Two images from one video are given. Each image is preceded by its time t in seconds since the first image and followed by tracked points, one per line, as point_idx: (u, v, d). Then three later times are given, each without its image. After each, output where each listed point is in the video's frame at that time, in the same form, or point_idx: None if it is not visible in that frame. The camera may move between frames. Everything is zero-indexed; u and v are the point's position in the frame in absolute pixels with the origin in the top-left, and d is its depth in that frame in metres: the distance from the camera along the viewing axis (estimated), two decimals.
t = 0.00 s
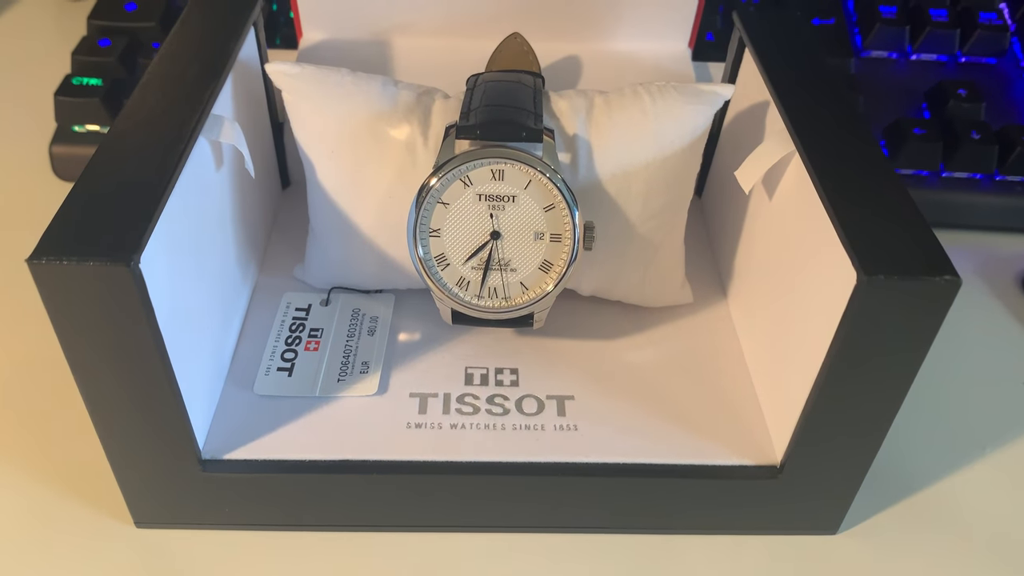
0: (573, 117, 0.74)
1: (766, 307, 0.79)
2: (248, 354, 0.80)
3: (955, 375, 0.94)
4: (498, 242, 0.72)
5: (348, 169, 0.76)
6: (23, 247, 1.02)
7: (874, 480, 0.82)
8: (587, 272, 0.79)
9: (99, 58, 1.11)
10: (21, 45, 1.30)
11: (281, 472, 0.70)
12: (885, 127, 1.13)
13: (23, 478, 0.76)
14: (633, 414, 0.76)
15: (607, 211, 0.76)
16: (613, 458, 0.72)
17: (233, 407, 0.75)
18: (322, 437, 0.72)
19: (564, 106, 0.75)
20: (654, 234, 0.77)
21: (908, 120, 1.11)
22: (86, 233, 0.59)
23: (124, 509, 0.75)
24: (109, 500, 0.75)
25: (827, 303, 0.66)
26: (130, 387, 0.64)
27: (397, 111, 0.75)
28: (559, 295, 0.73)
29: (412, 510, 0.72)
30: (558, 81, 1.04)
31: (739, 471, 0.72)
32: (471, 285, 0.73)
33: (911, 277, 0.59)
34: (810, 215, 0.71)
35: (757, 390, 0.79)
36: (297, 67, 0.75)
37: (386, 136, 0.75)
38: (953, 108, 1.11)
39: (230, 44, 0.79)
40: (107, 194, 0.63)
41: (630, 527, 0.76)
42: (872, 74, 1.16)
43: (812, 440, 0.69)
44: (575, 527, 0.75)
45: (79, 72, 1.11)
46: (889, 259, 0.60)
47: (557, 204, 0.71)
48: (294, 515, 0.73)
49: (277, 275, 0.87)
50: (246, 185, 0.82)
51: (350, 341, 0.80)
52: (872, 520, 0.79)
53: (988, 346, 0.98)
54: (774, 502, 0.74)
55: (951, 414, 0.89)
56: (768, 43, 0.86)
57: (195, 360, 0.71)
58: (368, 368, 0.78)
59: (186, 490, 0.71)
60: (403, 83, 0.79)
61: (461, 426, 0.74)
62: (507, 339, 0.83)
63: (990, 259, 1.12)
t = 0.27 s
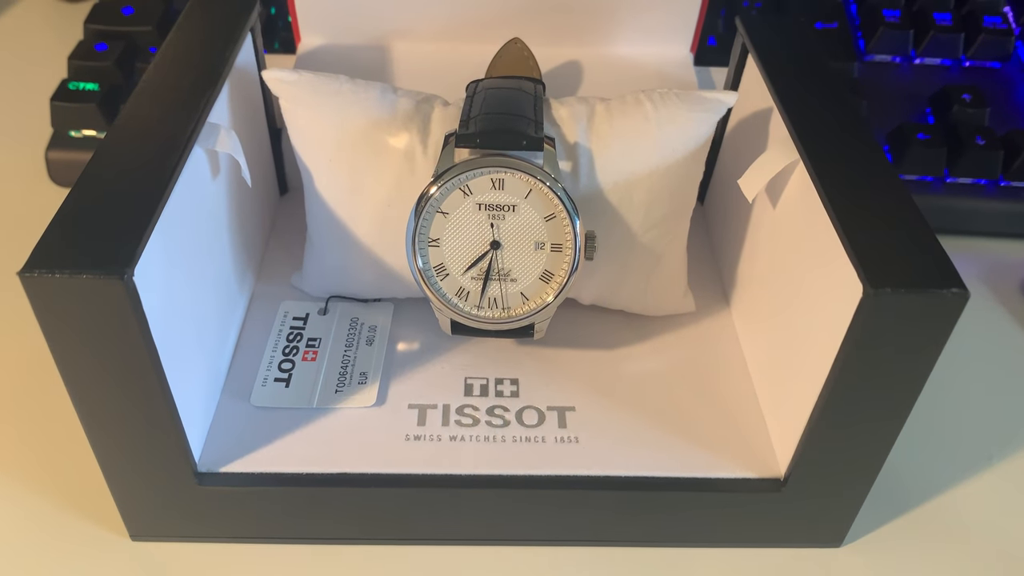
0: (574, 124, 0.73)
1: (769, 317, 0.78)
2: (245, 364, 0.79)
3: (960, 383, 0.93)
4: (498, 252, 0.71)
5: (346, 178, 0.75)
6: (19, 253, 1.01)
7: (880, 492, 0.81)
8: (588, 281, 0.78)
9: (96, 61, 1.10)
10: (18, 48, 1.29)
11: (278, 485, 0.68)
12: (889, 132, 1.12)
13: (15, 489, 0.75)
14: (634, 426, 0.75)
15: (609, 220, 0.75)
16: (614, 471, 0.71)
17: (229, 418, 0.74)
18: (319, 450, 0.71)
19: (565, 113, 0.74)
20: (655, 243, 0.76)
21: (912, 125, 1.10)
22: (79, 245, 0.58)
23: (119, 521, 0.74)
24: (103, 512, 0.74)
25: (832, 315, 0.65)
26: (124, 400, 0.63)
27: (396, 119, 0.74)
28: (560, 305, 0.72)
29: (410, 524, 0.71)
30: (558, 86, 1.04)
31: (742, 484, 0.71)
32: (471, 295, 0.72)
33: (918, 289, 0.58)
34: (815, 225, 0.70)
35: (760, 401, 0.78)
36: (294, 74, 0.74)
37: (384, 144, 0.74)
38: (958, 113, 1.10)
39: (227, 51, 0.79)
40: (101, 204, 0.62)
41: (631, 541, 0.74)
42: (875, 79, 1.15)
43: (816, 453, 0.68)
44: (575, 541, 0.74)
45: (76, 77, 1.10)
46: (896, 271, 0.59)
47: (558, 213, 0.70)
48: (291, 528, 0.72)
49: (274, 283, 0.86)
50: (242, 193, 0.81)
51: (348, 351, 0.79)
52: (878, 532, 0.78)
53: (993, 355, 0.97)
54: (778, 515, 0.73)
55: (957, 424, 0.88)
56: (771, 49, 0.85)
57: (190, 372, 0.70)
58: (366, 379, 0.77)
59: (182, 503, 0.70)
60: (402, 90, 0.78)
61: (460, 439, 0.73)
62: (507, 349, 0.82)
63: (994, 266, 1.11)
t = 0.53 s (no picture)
0: (575, 134, 0.72)
1: (773, 328, 0.77)
2: (241, 376, 0.78)
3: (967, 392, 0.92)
4: (498, 264, 0.70)
5: (343, 188, 0.74)
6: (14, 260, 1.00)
7: (890, 500, 0.79)
8: (589, 292, 0.77)
9: (92, 67, 1.09)
10: (13, 51, 1.28)
11: (274, 501, 0.67)
12: (893, 138, 1.11)
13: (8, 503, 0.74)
14: (636, 439, 0.74)
15: (610, 230, 0.74)
16: (615, 486, 0.70)
17: (225, 432, 0.73)
18: (317, 464, 0.70)
19: (566, 121, 0.73)
20: (657, 254, 0.75)
21: (917, 131, 1.09)
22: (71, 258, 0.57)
23: (113, 536, 0.73)
24: (96, 527, 0.73)
25: (837, 329, 0.64)
26: (117, 415, 0.62)
27: (394, 129, 0.73)
28: (561, 317, 0.71)
29: (409, 539, 0.70)
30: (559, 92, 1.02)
31: (746, 499, 0.70)
32: (470, 307, 0.70)
33: (927, 305, 0.57)
34: (821, 236, 0.69)
35: (764, 414, 0.77)
36: (291, 83, 0.73)
37: (382, 154, 0.72)
38: (962, 119, 1.09)
39: (223, 58, 0.77)
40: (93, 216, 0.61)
41: (633, 556, 0.73)
42: (879, 84, 1.13)
43: (822, 468, 0.67)
44: (576, 556, 0.73)
45: (71, 83, 1.09)
46: (903, 286, 0.58)
47: (559, 224, 0.68)
48: (287, 544, 0.71)
49: (271, 293, 0.85)
50: (239, 202, 0.80)
51: (345, 363, 0.78)
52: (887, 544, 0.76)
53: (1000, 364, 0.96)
54: (782, 530, 0.72)
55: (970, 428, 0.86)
56: (775, 56, 0.84)
57: (185, 386, 0.68)
58: (364, 392, 0.76)
59: (178, 519, 0.69)
60: (401, 98, 0.77)
61: (459, 453, 0.72)
62: (507, 360, 0.81)
63: (999, 273, 1.10)
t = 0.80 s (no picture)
0: (577, 142, 0.71)
1: (777, 338, 0.76)
2: (238, 387, 0.77)
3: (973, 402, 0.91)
4: (498, 275, 0.69)
5: (342, 197, 0.73)
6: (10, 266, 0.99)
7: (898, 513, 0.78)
8: (591, 303, 0.76)
9: (89, 72, 1.07)
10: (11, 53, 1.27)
11: (272, 515, 0.66)
12: (898, 144, 1.10)
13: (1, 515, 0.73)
14: (639, 451, 0.73)
15: (612, 241, 0.72)
16: (617, 500, 0.69)
17: (222, 444, 0.72)
18: (314, 477, 0.69)
19: (568, 130, 0.72)
20: (660, 264, 0.74)
21: (922, 137, 1.08)
22: (64, 271, 0.56)
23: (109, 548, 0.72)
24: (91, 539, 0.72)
25: (843, 342, 0.63)
26: (111, 429, 0.61)
27: (393, 137, 0.72)
28: (563, 329, 0.70)
29: (408, 553, 0.69)
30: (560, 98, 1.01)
31: (750, 513, 0.69)
32: (470, 318, 0.69)
33: (934, 319, 0.56)
34: (826, 247, 0.67)
35: (768, 426, 0.76)
36: (288, 91, 0.72)
37: (382, 163, 0.72)
38: (968, 124, 1.08)
39: (221, 65, 0.77)
40: (87, 228, 0.60)
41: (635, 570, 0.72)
42: (884, 89, 1.12)
43: (827, 483, 0.66)
44: (578, 569, 0.72)
45: (67, 87, 1.08)
46: (910, 300, 0.57)
47: (561, 235, 0.67)
48: (285, 558, 0.70)
49: (269, 302, 0.84)
50: (236, 211, 0.79)
51: (344, 374, 0.77)
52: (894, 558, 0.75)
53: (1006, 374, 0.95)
54: (786, 545, 0.71)
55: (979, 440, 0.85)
56: (779, 63, 0.83)
57: (181, 399, 0.67)
58: (363, 403, 0.75)
59: (174, 533, 0.68)
60: (400, 106, 0.76)
61: (459, 466, 0.70)
62: (508, 371, 0.80)
63: (1003, 281, 1.09)
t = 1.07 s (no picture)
0: (579, 153, 0.70)
1: (783, 351, 0.74)
2: (235, 401, 0.75)
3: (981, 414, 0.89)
4: (499, 289, 0.67)
5: (340, 208, 0.71)
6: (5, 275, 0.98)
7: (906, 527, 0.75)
8: (593, 316, 0.74)
9: (86, 78, 1.06)
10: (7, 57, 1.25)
11: (269, 534, 0.65)
12: (903, 152, 1.08)
13: None
14: (642, 467, 0.72)
15: (615, 254, 0.71)
16: (620, 518, 0.67)
17: (217, 460, 0.71)
18: (312, 495, 0.68)
19: (569, 140, 0.71)
20: (664, 277, 0.72)
21: (928, 144, 1.07)
22: (56, 288, 0.55)
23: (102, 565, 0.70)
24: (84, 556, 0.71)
25: (850, 359, 0.62)
26: (104, 448, 0.60)
27: (392, 148, 0.71)
28: (565, 343, 0.69)
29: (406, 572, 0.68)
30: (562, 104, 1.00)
31: (755, 531, 0.67)
32: (470, 333, 0.68)
33: (945, 338, 0.55)
34: (833, 261, 0.66)
35: (772, 441, 0.75)
36: (285, 100, 0.70)
37: (380, 174, 0.70)
38: (974, 131, 1.07)
39: (217, 74, 0.75)
40: (79, 243, 0.59)
41: None
42: (889, 95, 1.11)
43: (834, 501, 0.65)
44: None
45: (64, 94, 1.07)
46: (920, 318, 0.56)
47: (562, 248, 0.66)
48: None
49: (266, 313, 0.83)
50: (233, 222, 0.78)
51: (342, 388, 0.76)
52: None
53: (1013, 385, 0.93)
54: (792, 563, 0.69)
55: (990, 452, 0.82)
56: (784, 71, 0.82)
57: (177, 416, 0.66)
58: (361, 419, 0.74)
59: (170, 551, 0.67)
60: (399, 116, 0.75)
61: (459, 483, 0.69)
62: (508, 385, 0.78)
63: (1010, 290, 1.08)
